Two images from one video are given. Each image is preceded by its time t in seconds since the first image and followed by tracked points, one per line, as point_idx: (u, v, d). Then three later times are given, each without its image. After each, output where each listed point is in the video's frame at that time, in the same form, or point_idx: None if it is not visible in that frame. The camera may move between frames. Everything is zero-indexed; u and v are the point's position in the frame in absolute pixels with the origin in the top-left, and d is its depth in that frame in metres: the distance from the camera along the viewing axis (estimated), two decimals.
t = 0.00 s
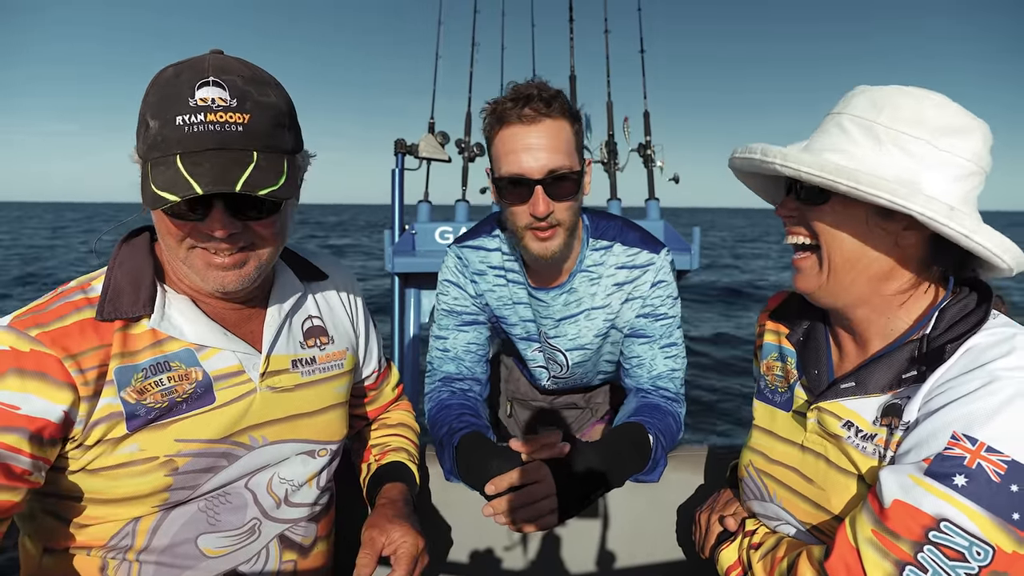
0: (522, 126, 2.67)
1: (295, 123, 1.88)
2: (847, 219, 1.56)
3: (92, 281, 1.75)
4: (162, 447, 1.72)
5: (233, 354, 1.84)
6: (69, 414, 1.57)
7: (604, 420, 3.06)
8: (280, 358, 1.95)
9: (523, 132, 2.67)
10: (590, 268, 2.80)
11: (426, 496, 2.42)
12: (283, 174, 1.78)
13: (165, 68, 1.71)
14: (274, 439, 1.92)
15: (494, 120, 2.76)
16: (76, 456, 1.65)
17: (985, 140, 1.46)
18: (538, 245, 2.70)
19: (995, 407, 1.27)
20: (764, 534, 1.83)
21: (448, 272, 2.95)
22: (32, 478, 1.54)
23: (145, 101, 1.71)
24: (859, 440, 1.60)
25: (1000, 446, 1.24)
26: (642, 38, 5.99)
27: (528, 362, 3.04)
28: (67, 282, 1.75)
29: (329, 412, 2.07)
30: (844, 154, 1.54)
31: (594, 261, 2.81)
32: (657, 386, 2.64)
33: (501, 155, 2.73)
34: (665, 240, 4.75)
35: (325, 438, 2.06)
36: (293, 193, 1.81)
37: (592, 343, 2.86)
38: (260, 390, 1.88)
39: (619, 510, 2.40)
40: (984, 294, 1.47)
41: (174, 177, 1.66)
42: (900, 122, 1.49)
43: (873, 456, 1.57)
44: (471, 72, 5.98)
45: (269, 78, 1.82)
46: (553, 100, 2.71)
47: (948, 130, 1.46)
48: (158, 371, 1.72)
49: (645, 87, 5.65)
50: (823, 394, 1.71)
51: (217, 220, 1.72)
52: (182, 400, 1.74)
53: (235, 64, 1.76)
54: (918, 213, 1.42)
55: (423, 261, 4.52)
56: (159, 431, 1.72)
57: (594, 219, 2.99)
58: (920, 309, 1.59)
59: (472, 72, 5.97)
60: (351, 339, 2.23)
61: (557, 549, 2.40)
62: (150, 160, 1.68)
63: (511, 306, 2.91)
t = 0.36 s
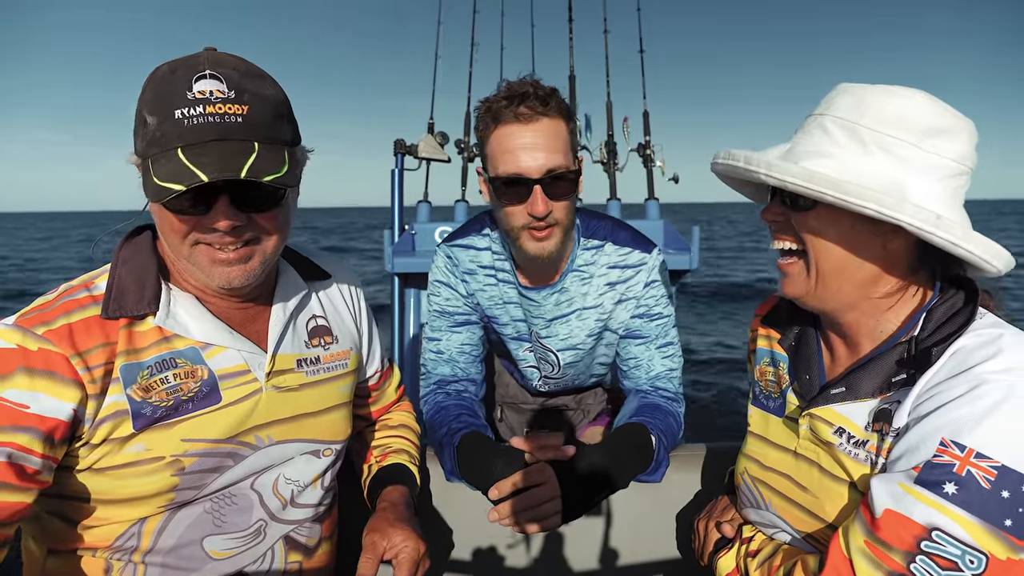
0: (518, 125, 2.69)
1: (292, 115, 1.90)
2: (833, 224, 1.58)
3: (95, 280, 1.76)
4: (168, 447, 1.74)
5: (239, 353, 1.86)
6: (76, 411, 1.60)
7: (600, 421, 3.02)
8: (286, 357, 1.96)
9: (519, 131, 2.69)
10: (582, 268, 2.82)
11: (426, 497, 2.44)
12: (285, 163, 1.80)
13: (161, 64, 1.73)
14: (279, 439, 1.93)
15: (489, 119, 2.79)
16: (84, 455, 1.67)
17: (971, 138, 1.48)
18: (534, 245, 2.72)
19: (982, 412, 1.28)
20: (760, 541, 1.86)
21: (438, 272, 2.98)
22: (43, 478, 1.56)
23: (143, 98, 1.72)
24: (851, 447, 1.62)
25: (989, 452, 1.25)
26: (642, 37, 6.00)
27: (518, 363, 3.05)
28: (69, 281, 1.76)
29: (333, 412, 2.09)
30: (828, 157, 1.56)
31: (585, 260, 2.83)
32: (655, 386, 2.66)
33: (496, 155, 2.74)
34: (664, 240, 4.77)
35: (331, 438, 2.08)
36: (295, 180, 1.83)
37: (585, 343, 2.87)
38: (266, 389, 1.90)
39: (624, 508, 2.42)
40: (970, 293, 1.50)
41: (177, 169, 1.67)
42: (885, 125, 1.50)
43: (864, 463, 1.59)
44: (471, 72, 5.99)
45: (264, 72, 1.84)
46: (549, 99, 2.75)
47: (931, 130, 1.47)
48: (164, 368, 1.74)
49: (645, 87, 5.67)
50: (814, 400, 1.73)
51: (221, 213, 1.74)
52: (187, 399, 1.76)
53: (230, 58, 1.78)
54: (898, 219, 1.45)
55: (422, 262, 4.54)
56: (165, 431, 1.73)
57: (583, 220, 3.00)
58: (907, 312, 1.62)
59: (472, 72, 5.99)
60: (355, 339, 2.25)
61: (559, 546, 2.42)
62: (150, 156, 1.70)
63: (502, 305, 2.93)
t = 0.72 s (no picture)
0: (525, 124, 2.68)
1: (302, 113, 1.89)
2: (841, 223, 1.57)
3: (99, 280, 1.74)
4: (173, 451, 1.73)
5: (243, 356, 1.85)
6: (80, 414, 1.59)
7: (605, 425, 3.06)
8: (291, 359, 1.95)
9: (525, 129, 2.68)
10: (591, 266, 2.82)
11: (427, 498, 2.41)
12: (298, 163, 1.80)
13: (169, 61, 1.71)
14: (283, 442, 1.92)
15: (497, 115, 2.77)
16: (88, 458, 1.66)
17: (983, 138, 1.47)
18: (536, 246, 2.71)
19: (993, 415, 1.28)
20: (763, 540, 1.85)
21: (443, 269, 2.97)
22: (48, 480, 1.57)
23: (150, 95, 1.70)
24: (857, 446, 1.61)
25: (999, 454, 1.25)
26: (642, 36, 5.99)
27: (524, 362, 3.06)
28: (71, 280, 1.75)
29: (336, 414, 2.07)
30: (838, 154, 1.55)
31: (594, 258, 2.83)
32: (660, 387, 2.66)
33: (503, 152, 2.73)
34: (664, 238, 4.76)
35: (334, 440, 2.07)
36: (307, 180, 1.83)
37: (594, 342, 2.86)
38: (270, 391, 1.89)
39: (624, 502, 2.40)
40: (979, 294, 1.50)
41: (189, 168, 1.66)
42: (897, 122, 1.49)
43: (871, 463, 1.58)
44: (471, 70, 5.98)
45: (272, 70, 1.83)
46: (558, 97, 2.73)
47: (944, 130, 1.46)
48: (168, 371, 1.73)
49: (645, 85, 5.66)
50: (820, 398, 1.72)
51: (233, 213, 1.73)
52: (191, 402, 1.75)
53: (238, 55, 1.76)
54: (905, 218, 1.44)
55: (423, 260, 4.53)
56: (169, 435, 1.72)
57: (593, 215, 2.99)
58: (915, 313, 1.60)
59: (472, 70, 5.98)
60: (359, 339, 2.24)
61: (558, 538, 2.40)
62: (160, 155, 1.68)
63: (507, 304, 2.92)
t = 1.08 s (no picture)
0: (535, 121, 2.69)
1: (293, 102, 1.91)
2: (825, 219, 1.59)
3: (100, 286, 1.74)
4: (183, 460, 1.73)
5: (248, 360, 1.85)
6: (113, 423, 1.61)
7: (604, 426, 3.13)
8: (293, 361, 1.96)
9: (535, 126, 2.68)
10: (600, 262, 2.84)
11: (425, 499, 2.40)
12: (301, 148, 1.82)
13: (154, 58, 1.70)
14: (289, 444, 1.94)
15: (506, 112, 2.78)
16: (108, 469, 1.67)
17: (970, 137, 1.43)
18: (545, 240, 2.71)
19: (994, 415, 1.28)
20: (759, 534, 1.86)
21: (453, 264, 2.97)
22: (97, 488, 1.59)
23: (139, 95, 1.68)
24: (854, 441, 1.62)
25: (997, 454, 1.26)
26: (643, 34, 5.98)
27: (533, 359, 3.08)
28: (72, 286, 1.75)
29: (340, 414, 2.09)
30: (827, 152, 1.58)
31: (604, 254, 2.84)
32: (661, 384, 2.66)
33: (512, 149, 2.74)
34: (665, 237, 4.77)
35: (336, 441, 2.08)
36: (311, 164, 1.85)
37: (601, 337, 2.88)
38: (275, 395, 1.90)
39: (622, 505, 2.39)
40: (986, 295, 1.48)
41: (197, 164, 1.66)
42: (880, 119, 1.50)
43: (868, 458, 1.58)
44: (471, 67, 5.99)
45: (258, 60, 1.83)
46: (567, 95, 2.73)
47: (934, 127, 1.45)
48: (175, 378, 1.73)
49: (645, 84, 5.66)
50: (820, 393, 1.73)
51: (241, 207, 1.74)
52: (198, 410, 1.75)
53: (224, 48, 1.77)
54: (880, 218, 1.46)
55: (423, 258, 4.54)
56: (179, 444, 1.73)
57: (604, 211, 3.01)
58: (918, 304, 1.58)
59: (472, 68, 5.98)
60: (358, 339, 2.24)
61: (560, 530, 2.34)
62: (160, 156, 1.67)
63: (516, 300, 2.94)
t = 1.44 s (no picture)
0: (531, 125, 2.70)
1: (287, 100, 1.89)
2: (812, 216, 1.61)
3: (108, 285, 1.75)
4: (189, 459, 1.74)
5: (252, 360, 1.86)
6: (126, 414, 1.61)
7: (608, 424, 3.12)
8: (295, 361, 1.97)
9: (531, 130, 2.69)
10: (597, 262, 2.86)
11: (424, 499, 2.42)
12: (279, 145, 1.79)
13: (153, 56, 1.72)
14: (291, 442, 1.95)
15: (502, 115, 2.78)
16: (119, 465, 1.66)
17: (954, 136, 1.43)
18: (542, 244, 2.73)
19: (992, 410, 1.29)
20: (759, 531, 1.86)
21: (451, 265, 2.98)
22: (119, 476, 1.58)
23: (136, 90, 1.72)
24: (853, 437, 1.63)
25: (996, 449, 1.26)
26: (643, 36, 6.00)
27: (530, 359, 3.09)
28: (80, 284, 1.75)
29: (342, 413, 2.11)
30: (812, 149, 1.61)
31: (600, 255, 2.86)
32: (660, 383, 2.66)
33: (507, 153, 2.75)
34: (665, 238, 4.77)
35: (336, 441, 2.08)
36: (290, 163, 1.82)
37: (596, 337, 2.90)
38: (279, 394, 1.91)
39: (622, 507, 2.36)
40: (985, 294, 1.48)
41: (166, 156, 1.67)
42: (866, 119, 1.53)
43: (866, 454, 1.60)
44: (471, 69, 6.00)
45: (258, 59, 1.83)
46: (564, 97, 2.74)
47: (915, 126, 1.46)
48: (181, 375, 1.73)
49: (645, 85, 5.66)
50: (818, 390, 1.73)
51: (217, 201, 1.73)
52: (201, 407, 1.76)
53: (222, 47, 1.77)
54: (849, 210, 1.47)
55: (423, 259, 4.55)
56: (187, 441, 1.73)
57: (600, 213, 3.04)
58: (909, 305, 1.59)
59: (471, 69, 6.00)
60: (358, 338, 2.26)
61: (559, 539, 2.36)
62: (142, 147, 1.69)
63: (514, 301, 2.95)
